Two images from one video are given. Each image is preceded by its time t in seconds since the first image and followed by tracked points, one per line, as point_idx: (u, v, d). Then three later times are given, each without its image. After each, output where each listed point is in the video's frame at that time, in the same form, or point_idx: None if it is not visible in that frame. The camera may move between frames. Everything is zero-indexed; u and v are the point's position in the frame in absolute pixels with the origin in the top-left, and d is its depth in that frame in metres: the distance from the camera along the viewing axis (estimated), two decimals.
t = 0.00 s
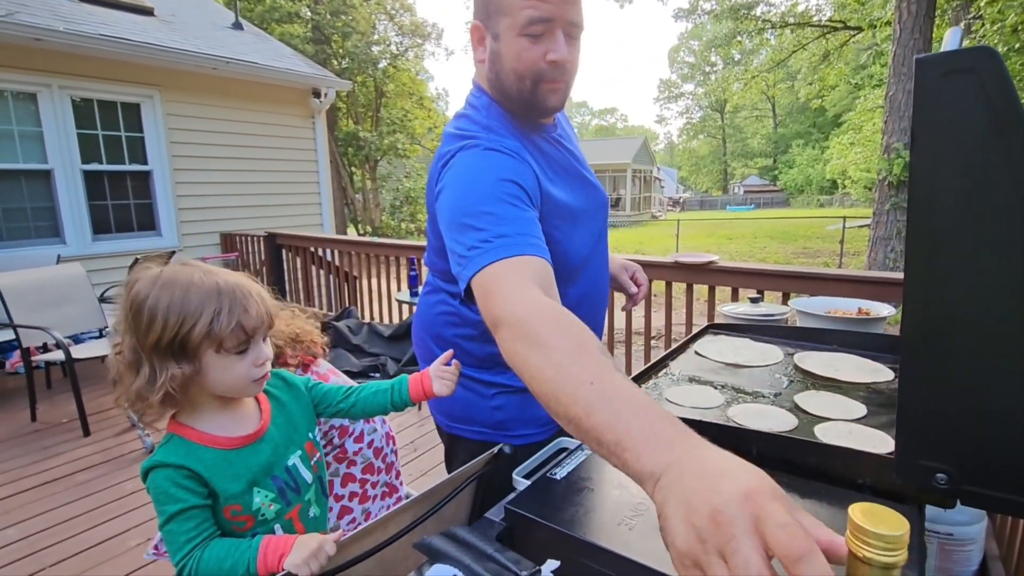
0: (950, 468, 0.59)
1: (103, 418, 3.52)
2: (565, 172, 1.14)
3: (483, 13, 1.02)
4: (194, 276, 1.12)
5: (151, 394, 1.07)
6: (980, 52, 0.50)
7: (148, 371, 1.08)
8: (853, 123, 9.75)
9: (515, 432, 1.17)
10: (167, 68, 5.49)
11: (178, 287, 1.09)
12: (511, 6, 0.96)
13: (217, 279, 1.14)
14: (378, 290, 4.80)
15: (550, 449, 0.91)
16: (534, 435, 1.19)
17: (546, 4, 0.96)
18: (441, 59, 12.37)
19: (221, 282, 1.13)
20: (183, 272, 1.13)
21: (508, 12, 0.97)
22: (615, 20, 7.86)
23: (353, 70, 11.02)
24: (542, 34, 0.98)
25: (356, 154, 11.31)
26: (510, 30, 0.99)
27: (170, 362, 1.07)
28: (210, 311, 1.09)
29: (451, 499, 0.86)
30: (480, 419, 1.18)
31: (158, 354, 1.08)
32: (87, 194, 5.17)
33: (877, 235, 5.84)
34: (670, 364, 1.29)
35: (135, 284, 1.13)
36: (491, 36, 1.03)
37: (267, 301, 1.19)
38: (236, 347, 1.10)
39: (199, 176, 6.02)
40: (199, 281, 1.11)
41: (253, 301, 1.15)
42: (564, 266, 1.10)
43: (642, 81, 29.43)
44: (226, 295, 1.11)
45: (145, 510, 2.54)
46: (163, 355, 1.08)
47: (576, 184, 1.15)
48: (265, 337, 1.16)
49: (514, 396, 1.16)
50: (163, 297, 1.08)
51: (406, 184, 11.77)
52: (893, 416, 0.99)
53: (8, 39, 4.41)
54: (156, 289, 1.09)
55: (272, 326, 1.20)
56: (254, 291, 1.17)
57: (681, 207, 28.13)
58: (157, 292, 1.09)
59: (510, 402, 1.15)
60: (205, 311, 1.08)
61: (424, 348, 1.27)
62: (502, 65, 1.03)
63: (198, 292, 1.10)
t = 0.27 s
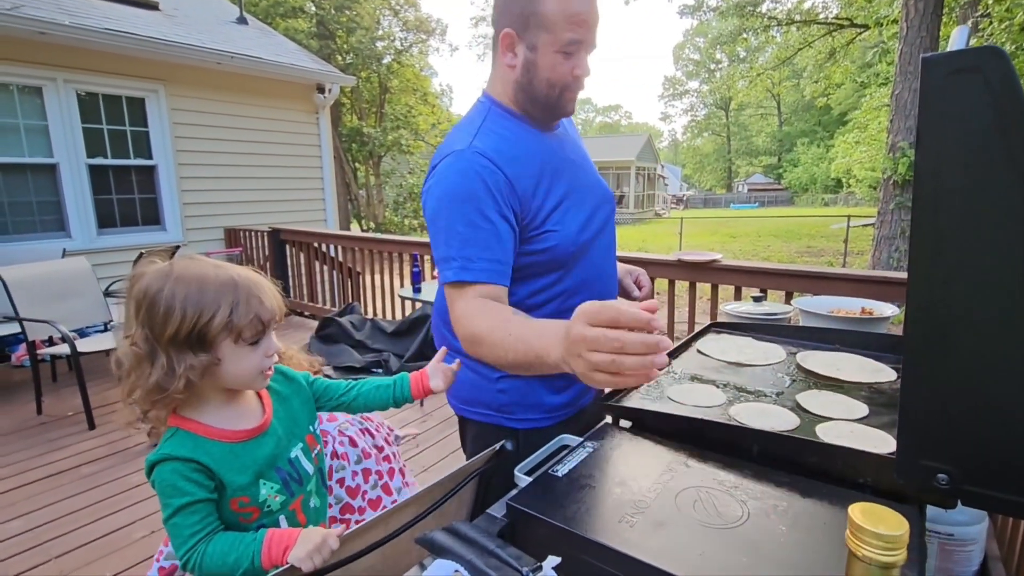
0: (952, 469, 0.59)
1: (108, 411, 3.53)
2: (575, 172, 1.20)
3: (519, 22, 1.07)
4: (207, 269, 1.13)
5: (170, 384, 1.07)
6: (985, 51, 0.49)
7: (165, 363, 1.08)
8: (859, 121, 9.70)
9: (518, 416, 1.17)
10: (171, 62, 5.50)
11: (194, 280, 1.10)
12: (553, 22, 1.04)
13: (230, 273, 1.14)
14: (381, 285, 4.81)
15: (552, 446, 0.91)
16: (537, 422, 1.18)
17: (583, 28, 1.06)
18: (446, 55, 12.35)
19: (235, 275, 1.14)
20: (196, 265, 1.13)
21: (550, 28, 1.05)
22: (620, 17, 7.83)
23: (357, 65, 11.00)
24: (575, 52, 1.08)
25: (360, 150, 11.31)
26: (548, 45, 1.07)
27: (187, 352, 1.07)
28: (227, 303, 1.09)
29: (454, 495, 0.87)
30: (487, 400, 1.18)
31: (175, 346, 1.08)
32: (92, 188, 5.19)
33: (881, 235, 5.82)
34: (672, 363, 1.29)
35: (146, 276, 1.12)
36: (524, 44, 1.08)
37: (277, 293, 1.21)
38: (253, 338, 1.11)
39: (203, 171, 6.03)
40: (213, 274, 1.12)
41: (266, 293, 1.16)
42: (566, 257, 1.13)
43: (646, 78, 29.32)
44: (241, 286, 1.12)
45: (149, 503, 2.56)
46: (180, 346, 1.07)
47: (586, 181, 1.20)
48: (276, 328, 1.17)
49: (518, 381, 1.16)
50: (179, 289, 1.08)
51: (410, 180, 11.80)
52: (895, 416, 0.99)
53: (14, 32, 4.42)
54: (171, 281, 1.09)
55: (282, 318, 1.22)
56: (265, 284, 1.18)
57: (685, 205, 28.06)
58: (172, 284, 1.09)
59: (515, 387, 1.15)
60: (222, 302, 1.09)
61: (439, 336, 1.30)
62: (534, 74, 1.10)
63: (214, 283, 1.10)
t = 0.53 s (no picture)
0: (959, 470, 0.59)
1: (113, 404, 3.55)
2: (584, 176, 1.37)
3: (547, 45, 1.27)
4: (216, 267, 1.12)
5: (184, 383, 1.07)
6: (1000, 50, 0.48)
7: (178, 362, 1.07)
8: (865, 120, 9.64)
9: (533, 390, 1.30)
10: (176, 56, 5.50)
11: (204, 278, 1.09)
12: (574, 46, 1.25)
13: (238, 271, 1.14)
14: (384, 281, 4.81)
15: (558, 443, 0.92)
16: (546, 396, 1.32)
17: (596, 51, 1.27)
18: (450, 51, 12.32)
19: (243, 272, 1.14)
20: (203, 264, 1.13)
21: (571, 51, 1.25)
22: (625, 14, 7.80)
23: (361, 60, 10.98)
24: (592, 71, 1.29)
25: (364, 146, 11.31)
26: (569, 65, 1.27)
27: (201, 350, 1.07)
28: (239, 301, 1.09)
29: (458, 491, 0.88)
30: (504, 377, 1.33)
31: (188, 345, 1.07)
32: (98, 181, 5.20)
33: (886, 234, 5.80)
34: (677, 360, 1.30)
35: (151, 275, 1.10)
36: (551, 64, 1.29)
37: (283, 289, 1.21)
38: (265, 334, 1.12)
39: (207, 165, 6.03)
40: (223, 272, 1.12)
41: (274, 289, 1.17)
42: (564, 242, 1.31)
43: (651, 75, 29.21)
44: (252, 283, 1.13)
45: (154, 496, 2.57)
46: (193, 345, 1.07)
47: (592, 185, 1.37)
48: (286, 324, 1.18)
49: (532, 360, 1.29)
50: (190, 288, 1.08)
51: (413, 175, 11.84)
52: (901, 416, 0.98)
53: (20, 26, 4.42)
54: (181, 280, 1.08)
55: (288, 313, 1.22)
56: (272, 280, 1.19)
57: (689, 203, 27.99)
58: (182, 282, 1.08)
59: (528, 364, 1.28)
60: (235, 300, 1.09)
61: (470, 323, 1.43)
62: (559, 88, 1.30)
63: (226, 281, 1.10)
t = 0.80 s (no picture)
0: (996, 475, 0.56)
1: (117, 397, 3.54)
2: (602, 163, 1.40)
3: (575, 44, 1.33)
4: (232, 255, 1.09)
5: (212, 373, 1.04)
6: None
7: (202, 353, 1.03)
8: (871, 117, 9.59)
9: (524, 361, 1.41)
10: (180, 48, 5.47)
11: (224, 264, 1.06)
12: (599, 45, 1.30)
13: (254, 258, 1.11)
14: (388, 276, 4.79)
15: (575, 443, 0.90)
16: (540, 368, 1.41)
17: (621, 50, 1.32)
18: (454, 45, 12.27)
19: (260, 259, 1.11)
20: (219, 251, 1.09)
21: (597, 50, 1.31)
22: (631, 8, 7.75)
23: (365, 54, 10.92)
24: (616, 68, 1.34)
25: (368, 139, 11.29)
26: (595, 63, 1.33)
27: (227, 339, 1.04)
28: (262, 288, 1.07)
29: (474, 490, 0.87)
30: (501, 346, 1.46)
31: (213, 334, 1.04)
32: (101, 173, 5.19)
33: (893, 231, 5.78)
34: (691, 358, 1.29)
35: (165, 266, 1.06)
36: (578, 62, 1.34)
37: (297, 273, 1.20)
38: (288, 319, 1.10)
39: (211, 158, 6.02)
40: (240, 260, 1.08)
41: (291, 274, 1.15)
42: (571, 219, 1.36)
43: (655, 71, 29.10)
44: (271, 269, 1.10)
45: (159, 490, 2.56)
46: (219, 333, 1.04)
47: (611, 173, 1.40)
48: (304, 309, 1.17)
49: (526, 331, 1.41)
50: (210, 275, 1.04)
51: (417, 169, 11.91)
52: (925, 418, 0.96)
53: (23, 16, 4.40)
54: (199, 267, 1.04)
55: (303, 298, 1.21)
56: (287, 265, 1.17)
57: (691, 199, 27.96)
58: (200, 270, 1.04)
59: (521, 335, 1.41)
60: (257, 286, 1.06)
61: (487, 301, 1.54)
62: (585, 84, 1.36)
63: (246, 267, 1.07)
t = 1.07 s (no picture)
0: None
1: (117, 392, 3.52)
2: (607, 153, 1.37)
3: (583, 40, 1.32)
4: (247, 247, 1.05)
5: (237, 371, 1.00)
6: None
7: (224, 351, 1.00)
8: (874, 114, 9.54)
9: (515, 346, 1.41)
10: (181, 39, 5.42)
11: (241, 259, 1.02)
12: (609, 39, 1.29)
13: (269, 251, 1.08)
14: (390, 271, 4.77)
15: (588, 448, 0.88)
16: (532, 355, 1.39)
17: (631, 44, 1.31)
18: (456, 39, 12.19)
19: (274, 252, 1.08)
20: (232, 245, 1.05)
21: (605, 43, 1.29)
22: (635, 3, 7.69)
23: (366, 47, 10.84)
24: (626, 61, 1.32)
25: (368, 133, 11.22)
26: (604, 56, 1.31)
27: (250, 335, 1.01)
28: (282, 282, 1.04)
29: (480, 499, 0.85)
30: (496, 332, 1.46)
31: (235, 331, 1.00)
32: (101, 166, 5.15)
33: (897, 229, 5.75)
34: (704, 359, 1.27)
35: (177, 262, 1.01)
36: (587, 56, 1.32)
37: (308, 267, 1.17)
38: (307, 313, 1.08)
39: (212, 151, 5.98)
40: (257, 254, 1.05)
41: (305, 268, 1.13)
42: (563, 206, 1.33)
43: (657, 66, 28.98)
44: (287, 263, 1.07)
45: (159, 487, 2.55)
46: (242, 330, 1.00)
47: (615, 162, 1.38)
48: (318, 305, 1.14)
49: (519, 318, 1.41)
50: (227, 271, 1.00)
51: (417, 164, 11.82)
52: (948, 424, 0.94)
53: (23, 6, 4.35)
54: (215, 263, 1.00)
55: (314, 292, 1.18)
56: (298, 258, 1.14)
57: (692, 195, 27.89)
58: (217, 266, 1.00)
59: (514, 321, 1.41)
60: (277, 280, 1.03)
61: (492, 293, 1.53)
62: (594, 78, 1.34)
63: (263, 262, 1.04)
